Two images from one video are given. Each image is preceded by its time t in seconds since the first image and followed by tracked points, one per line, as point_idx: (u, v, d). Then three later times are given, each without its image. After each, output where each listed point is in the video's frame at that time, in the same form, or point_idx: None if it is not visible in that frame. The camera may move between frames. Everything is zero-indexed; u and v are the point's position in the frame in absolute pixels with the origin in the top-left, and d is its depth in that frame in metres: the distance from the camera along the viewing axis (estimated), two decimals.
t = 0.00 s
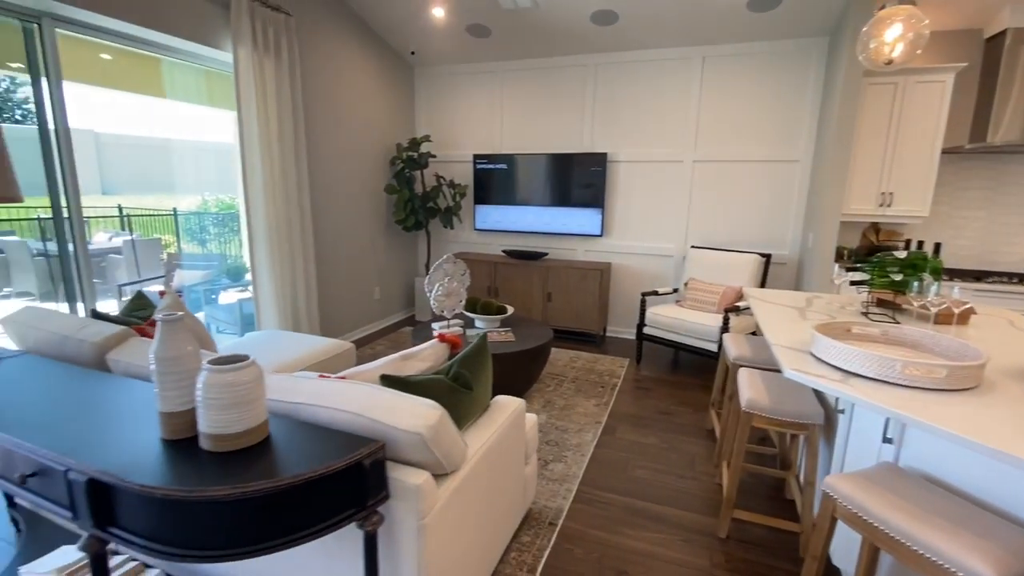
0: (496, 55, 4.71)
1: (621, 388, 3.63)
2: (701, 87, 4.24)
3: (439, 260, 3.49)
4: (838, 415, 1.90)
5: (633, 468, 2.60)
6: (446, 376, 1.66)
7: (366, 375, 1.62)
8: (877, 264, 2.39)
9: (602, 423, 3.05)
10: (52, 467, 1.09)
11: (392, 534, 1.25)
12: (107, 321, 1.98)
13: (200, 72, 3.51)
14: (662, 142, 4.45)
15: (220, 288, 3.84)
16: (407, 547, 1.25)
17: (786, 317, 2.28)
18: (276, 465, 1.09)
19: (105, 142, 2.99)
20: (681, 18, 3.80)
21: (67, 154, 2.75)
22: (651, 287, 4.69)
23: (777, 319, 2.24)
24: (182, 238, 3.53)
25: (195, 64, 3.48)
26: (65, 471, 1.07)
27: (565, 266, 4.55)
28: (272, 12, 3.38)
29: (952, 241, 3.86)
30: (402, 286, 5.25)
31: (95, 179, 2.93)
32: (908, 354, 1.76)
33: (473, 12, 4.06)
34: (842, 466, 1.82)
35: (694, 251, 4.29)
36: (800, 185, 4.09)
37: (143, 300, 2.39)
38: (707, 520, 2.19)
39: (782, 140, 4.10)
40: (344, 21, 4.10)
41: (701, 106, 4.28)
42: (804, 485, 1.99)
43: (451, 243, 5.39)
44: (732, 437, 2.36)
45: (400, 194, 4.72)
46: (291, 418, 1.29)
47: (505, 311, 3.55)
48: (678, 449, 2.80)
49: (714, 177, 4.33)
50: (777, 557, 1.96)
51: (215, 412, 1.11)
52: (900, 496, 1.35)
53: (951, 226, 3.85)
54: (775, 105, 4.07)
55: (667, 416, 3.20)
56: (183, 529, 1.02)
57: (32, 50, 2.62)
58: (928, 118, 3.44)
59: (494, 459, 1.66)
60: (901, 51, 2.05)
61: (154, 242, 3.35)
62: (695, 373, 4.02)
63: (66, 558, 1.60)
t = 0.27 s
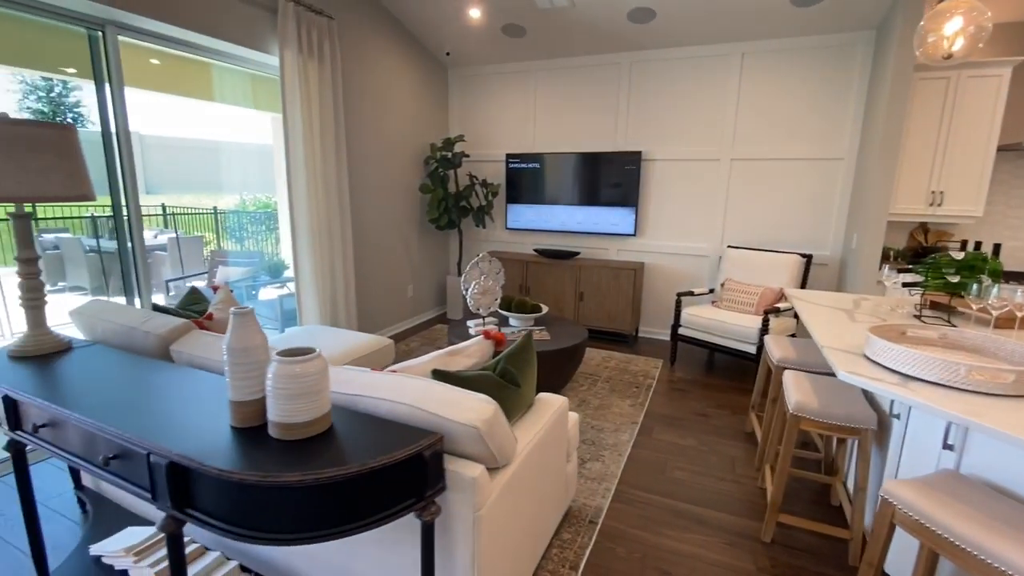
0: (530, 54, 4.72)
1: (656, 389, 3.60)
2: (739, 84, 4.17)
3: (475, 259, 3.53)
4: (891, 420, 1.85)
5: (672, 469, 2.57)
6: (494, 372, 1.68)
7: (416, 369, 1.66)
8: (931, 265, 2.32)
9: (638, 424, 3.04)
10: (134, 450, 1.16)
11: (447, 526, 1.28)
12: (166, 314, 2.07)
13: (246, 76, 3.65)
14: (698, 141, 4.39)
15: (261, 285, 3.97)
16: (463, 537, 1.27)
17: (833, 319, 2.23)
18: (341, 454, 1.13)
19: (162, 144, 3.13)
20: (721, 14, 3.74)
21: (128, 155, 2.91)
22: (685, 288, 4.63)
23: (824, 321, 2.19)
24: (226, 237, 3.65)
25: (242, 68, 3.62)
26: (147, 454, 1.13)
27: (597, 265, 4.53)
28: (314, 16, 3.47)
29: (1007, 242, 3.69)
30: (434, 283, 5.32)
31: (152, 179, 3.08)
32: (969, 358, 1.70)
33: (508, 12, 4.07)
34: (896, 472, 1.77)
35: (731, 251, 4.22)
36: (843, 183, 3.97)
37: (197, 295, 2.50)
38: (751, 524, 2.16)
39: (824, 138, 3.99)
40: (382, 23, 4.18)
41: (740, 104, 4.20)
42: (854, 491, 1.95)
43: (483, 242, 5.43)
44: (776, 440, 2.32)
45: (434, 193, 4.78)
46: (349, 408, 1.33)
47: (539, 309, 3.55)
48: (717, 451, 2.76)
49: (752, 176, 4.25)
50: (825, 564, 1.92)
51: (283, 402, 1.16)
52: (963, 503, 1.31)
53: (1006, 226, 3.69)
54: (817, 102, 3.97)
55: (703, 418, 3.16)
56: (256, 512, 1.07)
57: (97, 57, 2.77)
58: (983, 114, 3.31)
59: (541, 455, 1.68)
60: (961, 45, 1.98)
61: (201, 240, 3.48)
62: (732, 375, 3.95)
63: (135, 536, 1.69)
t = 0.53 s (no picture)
0: (564, 54, 4.71)
1: (691, 391, 3.55)
2: (779, 81, 4.07)
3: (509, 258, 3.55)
4: (949, 428, 1.78)
5: (710, 472, 2.54)
6: (536, 369, 1.70)
7: (461, 365, 1.68)
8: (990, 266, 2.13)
9: (673, 426, 3.00)
10: (202, 437, 1.22)
11: (496, 520, 1.29)
12: (218, 308, 2.15)
13: (288, 79, 3.76)
14: (736, 140, 4.30)
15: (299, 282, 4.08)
16: (512, 532, 1.29)
17: (883, 322, 2.16)
18: (397, 446, 1.16)
19: (208, 146, 3.24)
20: (762, 9, 3.66)
21: (180, 156, 3.04)
22: (720, 289, 4.55)
23: (874, 324, 2.13)
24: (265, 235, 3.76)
25: (284, 72, 3.73)
26: (215, 441, 1.18)
27: (630, 265, 4.50)
28: (355, 19, 3.54)
29: None
30: (465, 282, 5.36)
31: (200, 179, 3.21)
32: None
33: (544, 12, 4.07)
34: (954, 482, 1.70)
35: (769, 252, 4.13)
36: (889, 182, 3.84)
37: (245, 291, 2.59)
38: (794, 530, 2.11)
39: (869, 136, 3.87)
40: (418, 25, 4.24)
41: (780, 101, 4.11)
42: (906, 500, 1.88)
43: (514, 241, 5.45)
44: (821, 446, 2.26)
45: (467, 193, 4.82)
46: (401, 401, 1.36)
47: (573, 309, 3.53)
48: (756, 455, 2.71)
49: (792, 175, 4.14)
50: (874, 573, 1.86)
51: (343, 394, 1.20)
52: None
53: None
54: (862, 99, 3.85)
55: (741, 422, 3.10)
56: (317, 500, 1.11)
57: (153, 62, 2.91)
58: None
59: (585, 454, 1.68)
60: None
61: (243, 238, 3.59)
62: (769, 378, 3.87)
63: (190, 521, 1.78)
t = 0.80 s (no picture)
0: (600, 53, 4.68)
1: (730, 396, 3.47)
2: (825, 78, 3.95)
3: (544, 257, 3.55)
4: (1018, 439, 1.69)
5: (753, 478, 2.48)
6: (581, 369, 1.69)
7: (506, 363, 1.69)
8: None
9: (713, 430, 2.95)
10: (263, 427, 1.26)
11: (547, 518, 1.30)
12: (266, 304, 2.21)
13: (331, 82, 3.86)
14: (778, 138, 4.19)
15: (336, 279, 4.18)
16: (561, 531, 1.29)
17: (942, 327, 2.07)
18: (449, 440, 1.17)
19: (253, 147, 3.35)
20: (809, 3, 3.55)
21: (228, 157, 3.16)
22: (759, 292, 4.44)
23: (931, 329, 2.04)
24: (304, 234, 3.85)
25: (326, 75, 3.82)
26: (277, 431, 1.22)
27: (666, 266, 4.43)
28: (396, 22, 3.60)
29: None
30: (497, 282, 5.38)
31: (247, 179, 3.32)
32: None
33: (582, 12, 4.06)
34: None
35: (812, 254, 4.00)
36: (944, 182, 3.67)
37: (291, 287, 2.66)
38: (844, 541, 2.04)
39: (922, 133, 3.71)
40: (455, 27, 4.28)
41: (825, 98, 3.98)
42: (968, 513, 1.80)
43: (546, 242, 5.44)
44: (872, 455, 2.18)
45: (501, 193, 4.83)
46: (450, 398, 1.38)
47: (609, 310, 3.49)
48: (801, 463, 2.63)
49: (838, 175, 4.01)
50: None
51: (397, 389, 1.22)
52: None
53: None
54: (915, 95, 3.69)
55: (784, 428, 3.02)
56: (373, 492, 1.13)
57: (206, 67, 3.02)
58: None
59: (629, 456, 1.67)
60: None
61: (284, 236, 3.70)
62: (812, 384, 3.75)
63: (241, 509, 1.85)
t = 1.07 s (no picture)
0: (641, 52, 4.62)
1: (775, 404, 3.36)
2: (880, 74, 3.78)
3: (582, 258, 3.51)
4: None
5: (802, 490, 2.39)
6: (628, 371, 1.66)
7: (552, 364, 1.68)
8: None
9: (757, 439, 2.86)
10: (319, 421, 1.29)
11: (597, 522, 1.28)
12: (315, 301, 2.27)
13: (374, 85, 3.94)
14: (828, 137, 4.03)
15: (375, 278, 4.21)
16: (612, 535, 1.27)
17: (1014, 336, 1.94)
18: (501, 439, 1.16)
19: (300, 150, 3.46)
20: None
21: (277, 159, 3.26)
22: (806, 297, 4.28)
23: (1002, 338, 1.92)
24: (343, 235, 3.93)
25: (370, 79, 3.90)
26: (333, 425, 1.25)
27: (706, 269, 4.32)
28: (437, 25, 3.65)
29: None
30: (532, 283, 5.37)
31: (294, 179, 3.43)
32: None
33: (623, 11, 4.01)
34: None
35: (864, 258, 3.83)
36: (1011, 182, 3.46)
37: (336, 286, 2.73)
38: (904, 560, 1.94)
39: (987, 131, 3.50)
40: (495, 28, 4.30)
41: (880, 95, 3.81)
42: None
43: (583, 243, 5.40)
44: (934, 470, 2.06)
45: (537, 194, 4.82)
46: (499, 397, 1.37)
47: (648, 313, 3.43)
48: (854, 476, 2.52)
49: (893, 175, 3.82)
50: None
51: (449, 387, 1.23)
52: None
53: None
54: (979, 91, 3.49)
55: (833, 439, 2.90)
56: (425, 488, 1.14)
57: (257, 73, 3.14)
58: None
59: (678, 462, 1.63)
60: None
61: (326, 236, 3.79)
62: (863, 394, 3.58)
63: (290, 500, 1.89)
